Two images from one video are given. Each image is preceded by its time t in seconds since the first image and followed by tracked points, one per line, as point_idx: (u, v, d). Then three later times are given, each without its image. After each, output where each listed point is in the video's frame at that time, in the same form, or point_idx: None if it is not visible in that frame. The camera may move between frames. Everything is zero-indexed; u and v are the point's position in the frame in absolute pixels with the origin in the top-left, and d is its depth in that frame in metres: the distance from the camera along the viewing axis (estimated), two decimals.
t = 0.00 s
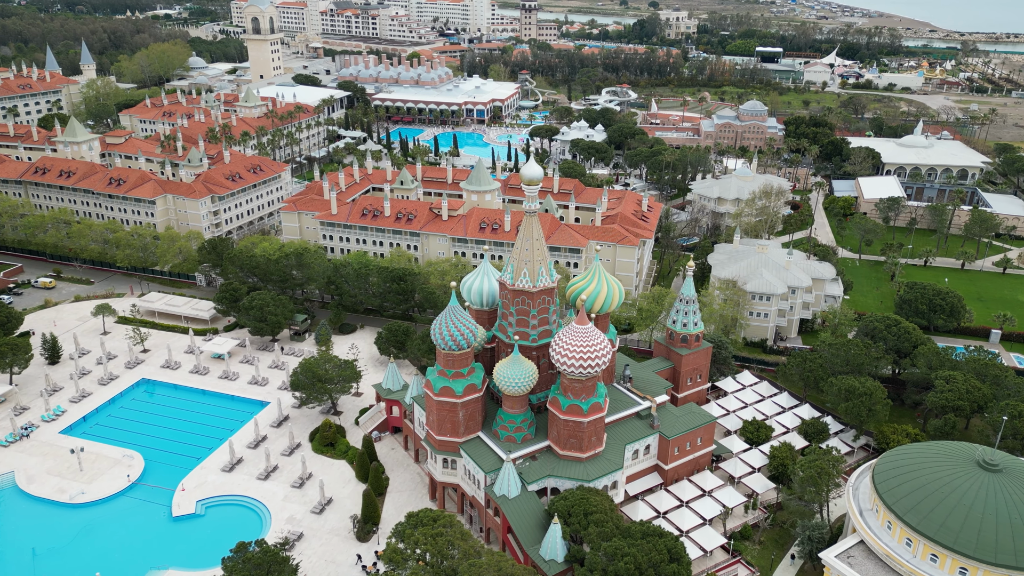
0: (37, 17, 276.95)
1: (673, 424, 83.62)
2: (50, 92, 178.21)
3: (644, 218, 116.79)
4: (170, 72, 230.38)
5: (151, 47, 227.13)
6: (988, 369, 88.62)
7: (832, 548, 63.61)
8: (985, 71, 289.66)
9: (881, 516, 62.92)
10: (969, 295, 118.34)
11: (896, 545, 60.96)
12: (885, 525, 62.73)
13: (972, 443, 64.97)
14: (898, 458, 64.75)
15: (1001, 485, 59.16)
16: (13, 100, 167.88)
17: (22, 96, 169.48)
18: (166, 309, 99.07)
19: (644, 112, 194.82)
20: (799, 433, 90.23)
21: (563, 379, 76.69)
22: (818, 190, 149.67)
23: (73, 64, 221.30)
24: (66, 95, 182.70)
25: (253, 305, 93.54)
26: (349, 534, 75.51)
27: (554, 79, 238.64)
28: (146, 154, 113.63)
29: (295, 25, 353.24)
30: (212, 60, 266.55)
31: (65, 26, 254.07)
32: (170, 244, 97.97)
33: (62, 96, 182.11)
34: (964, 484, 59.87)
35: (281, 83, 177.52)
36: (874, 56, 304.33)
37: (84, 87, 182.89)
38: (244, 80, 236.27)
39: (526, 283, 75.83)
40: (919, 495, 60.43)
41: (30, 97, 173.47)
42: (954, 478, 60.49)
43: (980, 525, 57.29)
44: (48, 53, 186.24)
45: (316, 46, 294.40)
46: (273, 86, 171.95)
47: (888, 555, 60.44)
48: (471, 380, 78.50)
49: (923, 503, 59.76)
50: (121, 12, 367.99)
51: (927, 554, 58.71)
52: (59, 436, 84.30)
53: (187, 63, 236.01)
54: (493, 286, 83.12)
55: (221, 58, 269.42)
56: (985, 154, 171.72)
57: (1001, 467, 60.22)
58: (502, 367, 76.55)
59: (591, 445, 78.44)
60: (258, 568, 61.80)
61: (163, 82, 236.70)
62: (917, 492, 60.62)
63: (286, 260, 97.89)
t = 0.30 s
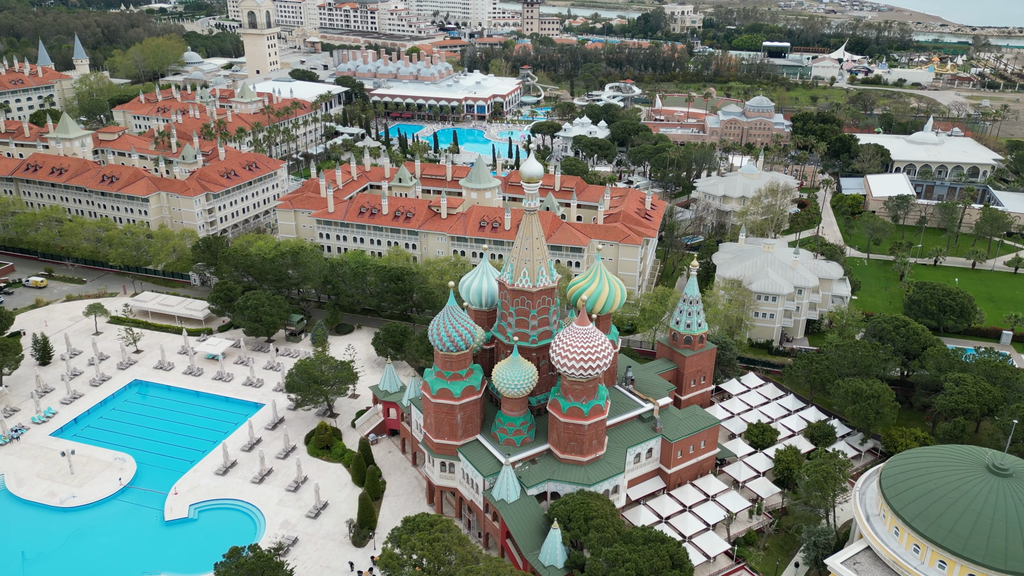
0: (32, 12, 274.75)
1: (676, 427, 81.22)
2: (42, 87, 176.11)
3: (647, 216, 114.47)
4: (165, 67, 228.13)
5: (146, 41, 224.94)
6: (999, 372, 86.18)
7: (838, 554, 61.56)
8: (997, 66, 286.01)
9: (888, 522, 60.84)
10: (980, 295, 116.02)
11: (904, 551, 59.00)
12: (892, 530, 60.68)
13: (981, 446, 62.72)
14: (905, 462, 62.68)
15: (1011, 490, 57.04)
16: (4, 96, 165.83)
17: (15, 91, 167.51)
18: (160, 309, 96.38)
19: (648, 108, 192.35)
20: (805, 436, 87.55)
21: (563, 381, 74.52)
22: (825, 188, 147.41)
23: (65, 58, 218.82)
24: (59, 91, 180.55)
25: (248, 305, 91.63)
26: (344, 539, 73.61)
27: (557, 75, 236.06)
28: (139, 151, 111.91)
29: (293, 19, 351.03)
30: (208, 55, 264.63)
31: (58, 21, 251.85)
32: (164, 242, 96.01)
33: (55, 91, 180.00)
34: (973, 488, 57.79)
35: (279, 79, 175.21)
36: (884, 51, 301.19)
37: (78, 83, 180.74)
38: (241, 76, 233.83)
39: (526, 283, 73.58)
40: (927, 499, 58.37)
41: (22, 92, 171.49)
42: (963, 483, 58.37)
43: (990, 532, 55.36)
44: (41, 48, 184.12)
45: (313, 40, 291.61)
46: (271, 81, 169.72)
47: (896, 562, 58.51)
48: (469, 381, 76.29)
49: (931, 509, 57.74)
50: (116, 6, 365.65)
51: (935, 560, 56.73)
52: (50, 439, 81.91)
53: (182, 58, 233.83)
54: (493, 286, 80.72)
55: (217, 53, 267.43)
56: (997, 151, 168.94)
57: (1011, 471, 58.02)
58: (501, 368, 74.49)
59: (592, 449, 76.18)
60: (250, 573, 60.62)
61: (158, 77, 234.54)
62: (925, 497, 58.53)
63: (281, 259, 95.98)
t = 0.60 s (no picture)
0: (29, 5, 272.91)
1: (680, 430, 79.17)
2: (38, 82, 174.33)
3: (652, 215, 111.99)
4: (162, 62, 226.17)
5: (144, 36, 222.90)
6: (1011, 375, 83.78)
7: (844, 561, 59.49)
8: (1013, 61, 281.98)
9: (896, 528, 58.85)
10: (992, 297, 113.84)
11: (912, 558, 56.90)
12: (899, 536, 58.58)
13: (992, 451, 60.70)
14: (913, 466, 60.63)
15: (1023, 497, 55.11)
16: None
17: (9, 87, 165.77)
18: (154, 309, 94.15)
19: (655, 104, 189.82)
20: (812, 440, 85.27)
21: (563, 383, 72.61)
22: (835, 186, 145.06)
23: (63, 53, 216.94)
24: (55, 86, 178.74)
25: (245, 304, 89.99)
26: (340, 543, 71.91)
27: (562, 70, 233.59)
28: (136, 148, 110.45)
29: (293, 13, 349.03)
30: (207, 50, 262.91)
31: (55, 15, 250.26)
32: (159, 240, 94.17)
33: (51, 87, 178.22)
34: (983, 495, 55.85)
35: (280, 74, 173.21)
36: (897, 46, 297.76)
37: (74, 78, 178.89)
38: (239, 71, 231.72)
39: (526, 283, 71.64)
40: (936, 506, 56.41)
41: (18, 87, 169.83)
42: (973, 489, 56.35)
43: (1000, 539, 53.49)
44: (36, 43, 182.28)
45: (313, 35, 289.12)
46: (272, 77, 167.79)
47: (903, 570, 56.40)
48: (468, 383, 74.40)
49: (940, 515, 55.83)
50: None
51: (944, 567, 54.76)
52: (42, 440, 79.70)
53: (181, 53, 232.05)
54: (493, 286, 78.68)
55: (216, 47, 265.90)
56: (1012, 149, 166.06)
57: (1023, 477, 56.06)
58: (501, 370, 72.72)
59: (593, 452, 74.25)
60: None
61: (157, 72, 232.80)
62: (934, 504, 56.54)
63: (279, 258, 94.30)
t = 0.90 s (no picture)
0: None
1: (684, 434, 77.37)
2: (37, 78, 173.26)
3: (659, 214, 109.20)
4: (163, 57, 224.69)
5: (144, 31, 221.36)
6: None
7: (850, 569, 57.53)
8: None
9: (904, 535, 56.98)
10: (1008, 299, 111.39)
11: (920, 567, 55.11)
12: (908, 544, 56.79)
13: (1003, 456, 58.76)
14: (920, 470, 58.95)
15: None
16: None
17: (7, 82, 164.51)
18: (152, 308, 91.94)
19: (664, 101, 186.89)
20: (820, 445, 82.94)
21: (564, 385, 71.04)
22: (848, 185, 142.72)
23: (63, 49, 215.83)
24: (54, 82, 177.56)
25: (243, 304, 88.51)
26: (337, 547, 70.43)
27: (570, 66, 231.17)
28: (134, 145, 109.36)
29: (296, 8, 347.45)
30: (209, 45, 261.71)
31: (55, 9, 249.19)
32: (158, 238, 92.76)
33: (50, 82, 177.01)
34: (994, 501, 53.92)
35: (284, 70, 171.47)
36: (914, 42, 294.21)
37: (73, 74, 177.66)
38: (242, 67, 230.04)
39: (526, 283, 69.99)
40: (945, 512, 54.58)
41: (16, 83, 168.63)
42: (984, 496, 54.37)
43: (1011, 546, 51.62)
44: (36, 38, 181.07)
45: (317, 29, 287.11)
46: (275, 73, 166.04)
47: None
48: (467, 385, 72.79)
49: (950, 522, 53.98)
50: None
51: None
52: (37, 441, 77.54)
53: (182, 49, 230.80)
54: (493, 286, 77.04)
55: (218, 42, 265.04)
56: None
57: None
58: (500, 371, 71.21)
59: (594, 456, 72.54)
60: None
61: (158, 67, 231.54)
62: (943, 511, 54.61)
63: (278, 257, 93.00)
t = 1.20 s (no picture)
0: None
1: (688, 440, 75.54)
2: (39, 75, 172.65)
3: (666, 215, 106.83)
4: (167, 55, 223.89)
5: (147, 28, 220.61)
6: None
7: None
8: None
9: (912, 545, 54.99)
10: None
11: None
12: (916, 555, 54.74)
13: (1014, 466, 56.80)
14: (927, 479, 56.99)
15: None
16: None
17: (8, 80, 163.85)
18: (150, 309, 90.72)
19: (676, 99, 184.30)
20: (828, 452, 80.61)
21: (564, 389, 69.46)
22: (863, 186, 140.26)
23: (66, 46, 215.15)
24: (56, 79, 177.02)
25: (242, 305, 87.32)
26: (333, 553, 69.08)
27: (580, 64, 228.78)
28: (135, 143, 108.28)
29: (303, 5, 346.95)
30: (213, 42, 261.22)
31: (59, 6, 249.30)
32: (157, 238, 91.67)
33: (52, 80, 176.44)
34: (1005, 511, 51.98)
35: (290, 68, 170.09)
36: (933, 39, 290.42)
37: (75, 71, 177.06)
38: (246, 65, 228.90)
39: (526, 285, 68.38)
40: (955, 521, 52.61)
41: (17, 80, 168.07)
42: (995, 505, 52.41)
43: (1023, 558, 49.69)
44: (38, 35, 180.52)
45: (323, 26, 285.63)
46: (280, 71, 164.78)
47: None
48: (466, 388, 71.29)
49: (959, 531, 52.03)
50: None
51: None
52: (31, 443, 76.35)
53: (186, 46, 229.79)
54: (494, 287, 75.48)
55: (222, 40, 264.49)
56: None
57: None
58: (500, 375, 69.77)
59: (595, 462, 70.88)
60: None
61: (162, 65, 230.90)
62: (953, 521, 52.63)
63: (279, 258, 91.71)
